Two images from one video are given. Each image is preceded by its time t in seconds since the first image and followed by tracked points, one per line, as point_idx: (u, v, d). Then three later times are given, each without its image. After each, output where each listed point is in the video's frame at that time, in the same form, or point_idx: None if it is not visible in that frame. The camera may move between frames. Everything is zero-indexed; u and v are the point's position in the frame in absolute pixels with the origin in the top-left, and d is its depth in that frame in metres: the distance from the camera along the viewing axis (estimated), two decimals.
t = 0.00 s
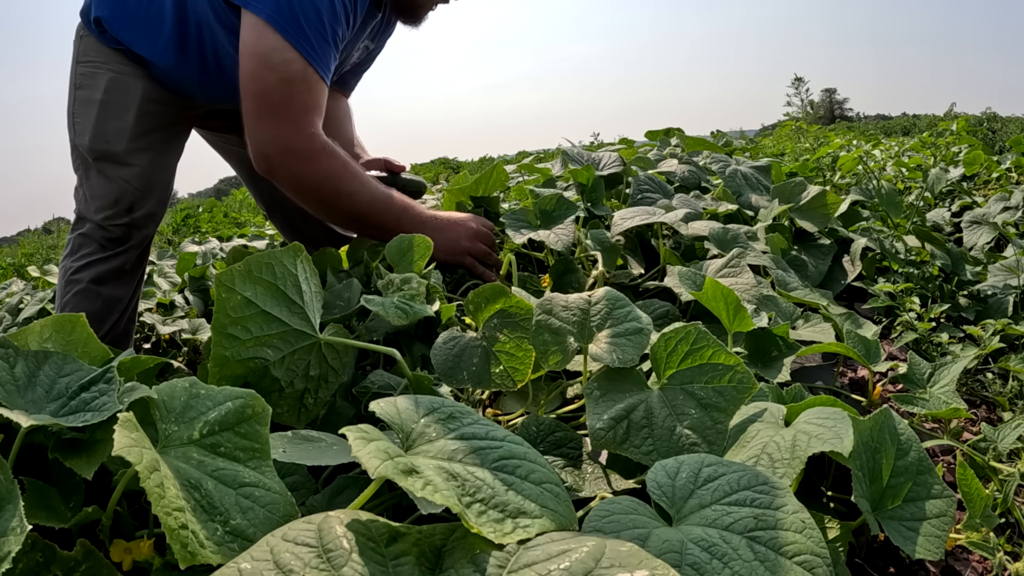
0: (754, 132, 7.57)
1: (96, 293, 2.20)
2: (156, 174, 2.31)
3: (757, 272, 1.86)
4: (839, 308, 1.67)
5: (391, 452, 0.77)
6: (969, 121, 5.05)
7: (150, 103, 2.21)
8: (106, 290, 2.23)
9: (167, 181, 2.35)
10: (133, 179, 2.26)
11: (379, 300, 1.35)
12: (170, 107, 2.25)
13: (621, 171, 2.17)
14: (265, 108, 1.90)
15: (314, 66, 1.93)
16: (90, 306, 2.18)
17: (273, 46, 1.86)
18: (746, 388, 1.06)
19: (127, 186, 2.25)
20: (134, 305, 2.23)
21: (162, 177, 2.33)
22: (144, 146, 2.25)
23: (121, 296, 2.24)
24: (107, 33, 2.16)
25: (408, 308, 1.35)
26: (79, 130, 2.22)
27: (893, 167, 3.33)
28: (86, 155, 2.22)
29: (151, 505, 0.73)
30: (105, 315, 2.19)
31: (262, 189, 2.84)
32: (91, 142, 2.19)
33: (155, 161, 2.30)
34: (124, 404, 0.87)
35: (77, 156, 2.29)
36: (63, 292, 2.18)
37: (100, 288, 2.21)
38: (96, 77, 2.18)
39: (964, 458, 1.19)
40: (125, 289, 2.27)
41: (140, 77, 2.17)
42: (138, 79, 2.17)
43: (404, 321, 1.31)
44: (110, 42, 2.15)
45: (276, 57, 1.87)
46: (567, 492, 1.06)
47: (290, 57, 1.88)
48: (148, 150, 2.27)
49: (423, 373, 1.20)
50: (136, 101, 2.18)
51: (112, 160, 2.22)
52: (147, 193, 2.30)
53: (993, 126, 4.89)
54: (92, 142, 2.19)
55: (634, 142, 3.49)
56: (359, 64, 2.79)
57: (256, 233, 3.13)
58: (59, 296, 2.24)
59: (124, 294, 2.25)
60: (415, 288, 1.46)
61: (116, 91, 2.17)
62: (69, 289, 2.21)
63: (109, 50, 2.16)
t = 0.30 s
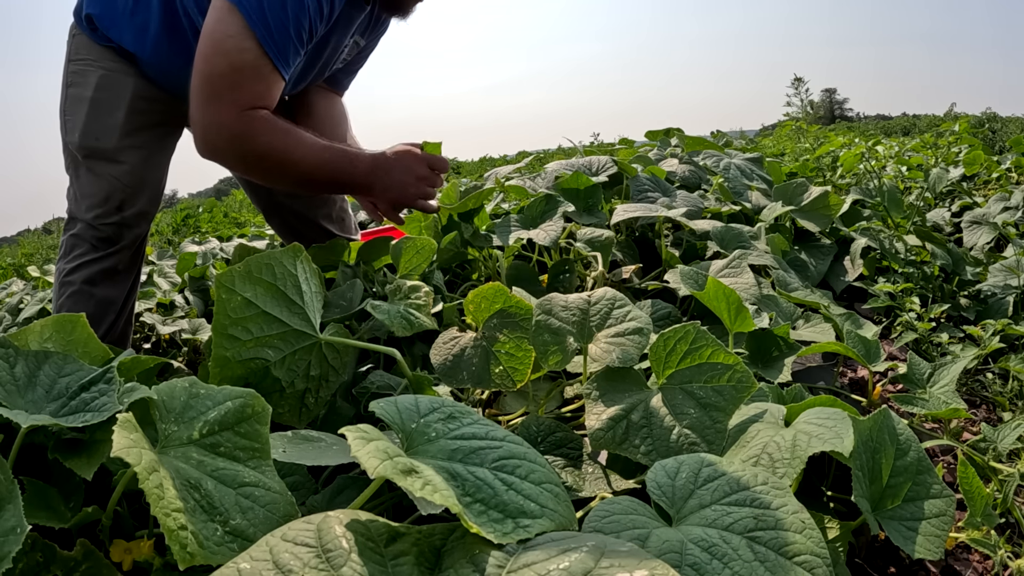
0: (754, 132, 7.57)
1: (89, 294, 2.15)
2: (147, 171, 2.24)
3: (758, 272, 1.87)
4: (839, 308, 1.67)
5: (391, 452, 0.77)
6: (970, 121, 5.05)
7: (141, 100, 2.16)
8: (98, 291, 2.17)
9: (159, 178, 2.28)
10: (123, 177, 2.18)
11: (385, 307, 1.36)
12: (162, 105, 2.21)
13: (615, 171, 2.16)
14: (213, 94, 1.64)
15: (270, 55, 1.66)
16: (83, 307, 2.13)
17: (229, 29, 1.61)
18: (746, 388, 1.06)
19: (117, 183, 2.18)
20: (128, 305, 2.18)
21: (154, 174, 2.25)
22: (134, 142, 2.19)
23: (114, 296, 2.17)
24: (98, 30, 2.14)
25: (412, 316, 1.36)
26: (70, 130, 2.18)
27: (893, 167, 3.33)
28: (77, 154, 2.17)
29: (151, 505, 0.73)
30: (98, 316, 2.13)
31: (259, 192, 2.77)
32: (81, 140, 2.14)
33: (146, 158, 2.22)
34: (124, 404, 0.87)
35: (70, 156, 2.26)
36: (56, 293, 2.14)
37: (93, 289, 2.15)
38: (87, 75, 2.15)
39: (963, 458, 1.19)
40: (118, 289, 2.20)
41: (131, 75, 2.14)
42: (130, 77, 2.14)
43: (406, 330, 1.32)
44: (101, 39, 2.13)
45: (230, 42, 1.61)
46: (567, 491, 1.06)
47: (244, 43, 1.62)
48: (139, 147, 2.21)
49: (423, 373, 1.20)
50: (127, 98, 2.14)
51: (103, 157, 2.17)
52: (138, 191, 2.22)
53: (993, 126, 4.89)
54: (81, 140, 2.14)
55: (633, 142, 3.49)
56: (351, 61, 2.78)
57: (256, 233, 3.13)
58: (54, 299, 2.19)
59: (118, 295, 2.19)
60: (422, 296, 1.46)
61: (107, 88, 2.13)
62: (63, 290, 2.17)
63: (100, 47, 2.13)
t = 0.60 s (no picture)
0: (754, 132, 7.58)
1: (95, 295, 2.13)
2: (157, 173, 2.23)
3: (757, 272, 1.87)
4: (839, 308, 1.67)
5: (392, 452, 0.77)
6: (970, 121, 5.05)
7: (152, 103, 2.17)
8: (104, 291, 2.15)
9: (168, 180, 2.27)
10: (133, 178, 2.17)
11: (385, 306, 1.36)
12: (176, 108, 2.22)
13: (616, 170, 2.18)
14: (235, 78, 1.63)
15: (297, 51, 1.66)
16: (89, 307, 2.12)
17: (254, 22, 1.58)
18: (746, 388, 1.06)
19: (126, 185, 2.16)
20: (133, 306, 2.17)
21: (163, 176, 2.25)
22: (145, 145, 2.18)
23: (120, 298, 2.16)
24: (107, 31, 2.11)
25: (413, 316, 1.36)
26: (79, 130, 2.16)
27: (893, 167, 3.33)
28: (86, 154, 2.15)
29: (151, 505, 0.73)
30: (103, 317, 2.12)
31: (264, 189, 2.78)
32: (91, 142, 2.13)
33: (157, 160, 2.22)
34: (123, 404, 0.86)
35: (76, 156, 2.23)
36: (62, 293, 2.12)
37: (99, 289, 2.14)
38: (98, 77, 2.14)
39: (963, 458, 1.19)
40: (124, 290, 2.18)
41: (144, 78, 2.15)
42: (142, 80, 2.14)
43: (409, 330, 1.32)
44: (112, 40, 2.11)
45: (253, 32, 1.58)
46: (567, 492, 1.06)
47: (268, 33, 1.59)
48: (150, 149, 2.20)
49: (423, 373, 1.20)
50: (138, 100, 2.14)
51: (112, 159, 2.15)
52: (147, 193, 2.20)
53: (993, 126, 4.90)
54: (92, 141, 2.13)
55: (633, 142, 3.50)
56: (358, 61, 2.79)
57: (256, 233, 3.13)
58: (59, 298, 2.18)
59: (123, 296, 2.17)
60: (422, 296, 1.46)
61: (118, 90, 2.13)
62: (68, 290, 2.15)
63: (111, 49, 2.12)
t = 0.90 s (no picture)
0: (754, 133, 7.58)
1: (109, 293, 2.17)
2: (179, 183, 2.31)
3: (757, 272, 1.87)
4: (839, 308, 1.67)
5: (392, 452, 0.77)
6: (970, 121, 5.05)
7: (180, 115, 2.26)
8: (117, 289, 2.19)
9: (187, 189, 2.36)
10: (157, 187, 2.25)
11: (385, 306, 1.36)
12: (201, 117, 2.31)
13: (616, 170, 2.18)
14: (330, 109, 2.00)
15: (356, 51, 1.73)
16: (101, 304, 2.15)
17: (349, 56, 1.94)
18: (746, 388, 1.05)
19: (151, 193, 2.24)
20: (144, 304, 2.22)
21: (183, 185, 2.34)
22: (171, 156, 2.27)
23: (133, 298, 2.21)
24: (134, 40, 2.18)
25: (414, 316, 1.36)
26: (106, 139, 2.20)
27: (893, 167, 3.33)
28: (112, 162, 2.20)
29: (151, 505, 0.73)
30: (115, 314, 2.16)
31: (280, 181, 2.88)
32: (120, 151, 2.18)
33: (181, 170, 2.30)
34: (123, 404, 0.86)
35: (96, 163, 2.26)
36: (76, 290, 2.14)
37: (113, 287, 2.18)
38: (126, 88, 2.20)
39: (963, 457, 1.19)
40: (137, 289, 2.23)
41: (171, 89, 2.22)
42: (169, 92, 2.22)
43: (409, 330, 1.32)
44: (139, 50, 2.18)
45: (351, 64, 1.95)
46: (567, 492, 1.06)
47: (365, 64, 1.97)
48: (174, 159, 2.28)
49: (422, 373, 1.20)
50: (167, 112, 2.23)
51: (139, 168, 2.21)
52: (169, 201, 2.30)
53: (993, 126, 4.90)
54: (121, 151, 2.18)
55: (633, 142, 3.50)
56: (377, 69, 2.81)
57: (256, 233, 3.13)
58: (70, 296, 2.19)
59: (136, 295, 2.22)
60: (422, 296, 1.46)
61: (148, 102, 2.20)
62: (80, 288, 2.18)
63: (137, 60, 2.19)
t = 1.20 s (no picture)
0: (753, 133, 7.58)
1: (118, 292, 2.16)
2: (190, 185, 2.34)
3: (757, 272, 1.87)
4: (839, 308, 1.67)
5: (392, 453, 0.77)
6: (970, 121, 5.05)
7: (197, 117, 2.29)
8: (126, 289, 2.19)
9: (195, 191, 2.39)
10: (172, 188, 2.27)
11: (385, 306, 1.36)
12: (216, 118, 2.34)
13: (616, 170, 2.18)
14: (361, 115, 2.03)
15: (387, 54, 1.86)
16: (109, 303, 2.14)
17: (382, 63, 1.97)
18: (746, 388, 1.05)
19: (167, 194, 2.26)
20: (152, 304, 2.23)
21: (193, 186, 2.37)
22: (188, 157, 2.29)
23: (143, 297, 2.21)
24: (155, 42, 2.21)
25: (414, 316, 1.36)
26: (124, 139, 2.20)
27: (893, 167, 3.33)
28: (130, 162, 2.20)
29: (151, 505, 0.73)
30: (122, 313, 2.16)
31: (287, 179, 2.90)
32: (140, 152, 2.19)
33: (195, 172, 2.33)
34: (123, 404, 0.86)
35: (108, 162, 2.25)
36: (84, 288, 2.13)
37: (123, 287, 2.17)
38: (145, 89, 2.21)
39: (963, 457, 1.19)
40: (146, 289, 2.23)
41: (190, 91, 2.25)
42: (188, 93, 2.25)
43: (409, 329, 1.32)
44: (159, 51, 2.21)
45: (383, 73, 1.98)
46: (567, 492, 1.06)
47: (396, 73, 1.99)
48: (189, 161, 2.31)
49: (422, 373, 1.20)
50: (185, 114, 2.26)
51: (156, 169, 2.23)
52: (179, 202, 2.33)
53: (993, 126, 4.90)
54: (140, 152, 2.19)
55: (633, 142, 3.49)
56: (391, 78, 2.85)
57: (256, 233, 3.13)
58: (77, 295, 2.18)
59: (145, 294, 2.22)
60: (422, 296, 1.46)
61: (168, 104, 2.22)
62: (88, 286, 2.16)
63: (158, 62, 2.22)
